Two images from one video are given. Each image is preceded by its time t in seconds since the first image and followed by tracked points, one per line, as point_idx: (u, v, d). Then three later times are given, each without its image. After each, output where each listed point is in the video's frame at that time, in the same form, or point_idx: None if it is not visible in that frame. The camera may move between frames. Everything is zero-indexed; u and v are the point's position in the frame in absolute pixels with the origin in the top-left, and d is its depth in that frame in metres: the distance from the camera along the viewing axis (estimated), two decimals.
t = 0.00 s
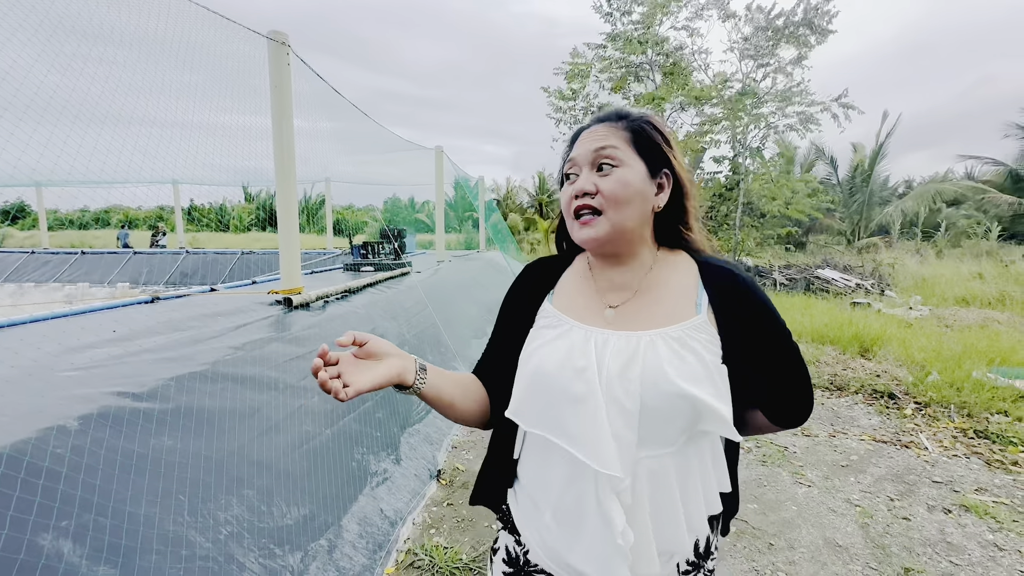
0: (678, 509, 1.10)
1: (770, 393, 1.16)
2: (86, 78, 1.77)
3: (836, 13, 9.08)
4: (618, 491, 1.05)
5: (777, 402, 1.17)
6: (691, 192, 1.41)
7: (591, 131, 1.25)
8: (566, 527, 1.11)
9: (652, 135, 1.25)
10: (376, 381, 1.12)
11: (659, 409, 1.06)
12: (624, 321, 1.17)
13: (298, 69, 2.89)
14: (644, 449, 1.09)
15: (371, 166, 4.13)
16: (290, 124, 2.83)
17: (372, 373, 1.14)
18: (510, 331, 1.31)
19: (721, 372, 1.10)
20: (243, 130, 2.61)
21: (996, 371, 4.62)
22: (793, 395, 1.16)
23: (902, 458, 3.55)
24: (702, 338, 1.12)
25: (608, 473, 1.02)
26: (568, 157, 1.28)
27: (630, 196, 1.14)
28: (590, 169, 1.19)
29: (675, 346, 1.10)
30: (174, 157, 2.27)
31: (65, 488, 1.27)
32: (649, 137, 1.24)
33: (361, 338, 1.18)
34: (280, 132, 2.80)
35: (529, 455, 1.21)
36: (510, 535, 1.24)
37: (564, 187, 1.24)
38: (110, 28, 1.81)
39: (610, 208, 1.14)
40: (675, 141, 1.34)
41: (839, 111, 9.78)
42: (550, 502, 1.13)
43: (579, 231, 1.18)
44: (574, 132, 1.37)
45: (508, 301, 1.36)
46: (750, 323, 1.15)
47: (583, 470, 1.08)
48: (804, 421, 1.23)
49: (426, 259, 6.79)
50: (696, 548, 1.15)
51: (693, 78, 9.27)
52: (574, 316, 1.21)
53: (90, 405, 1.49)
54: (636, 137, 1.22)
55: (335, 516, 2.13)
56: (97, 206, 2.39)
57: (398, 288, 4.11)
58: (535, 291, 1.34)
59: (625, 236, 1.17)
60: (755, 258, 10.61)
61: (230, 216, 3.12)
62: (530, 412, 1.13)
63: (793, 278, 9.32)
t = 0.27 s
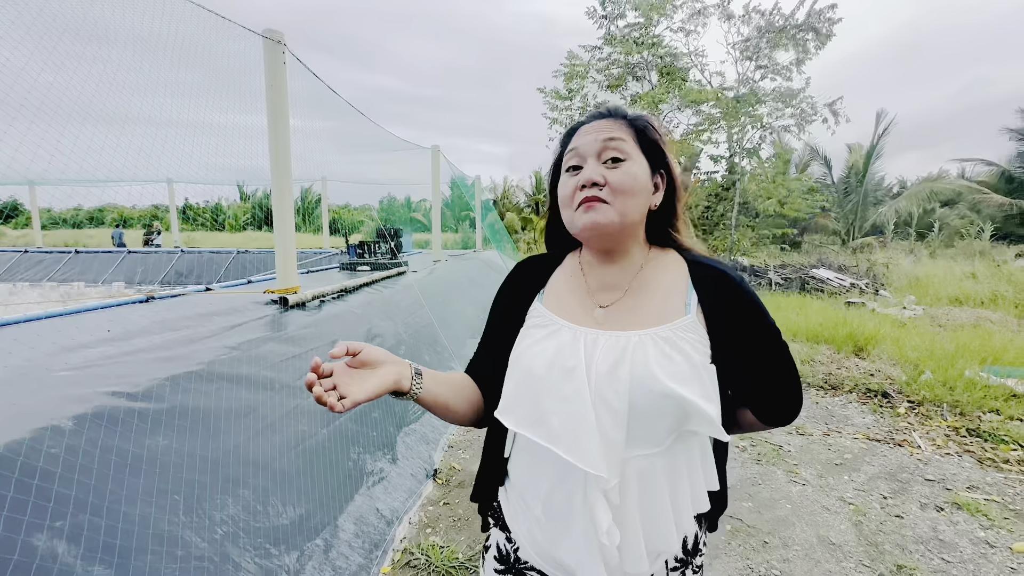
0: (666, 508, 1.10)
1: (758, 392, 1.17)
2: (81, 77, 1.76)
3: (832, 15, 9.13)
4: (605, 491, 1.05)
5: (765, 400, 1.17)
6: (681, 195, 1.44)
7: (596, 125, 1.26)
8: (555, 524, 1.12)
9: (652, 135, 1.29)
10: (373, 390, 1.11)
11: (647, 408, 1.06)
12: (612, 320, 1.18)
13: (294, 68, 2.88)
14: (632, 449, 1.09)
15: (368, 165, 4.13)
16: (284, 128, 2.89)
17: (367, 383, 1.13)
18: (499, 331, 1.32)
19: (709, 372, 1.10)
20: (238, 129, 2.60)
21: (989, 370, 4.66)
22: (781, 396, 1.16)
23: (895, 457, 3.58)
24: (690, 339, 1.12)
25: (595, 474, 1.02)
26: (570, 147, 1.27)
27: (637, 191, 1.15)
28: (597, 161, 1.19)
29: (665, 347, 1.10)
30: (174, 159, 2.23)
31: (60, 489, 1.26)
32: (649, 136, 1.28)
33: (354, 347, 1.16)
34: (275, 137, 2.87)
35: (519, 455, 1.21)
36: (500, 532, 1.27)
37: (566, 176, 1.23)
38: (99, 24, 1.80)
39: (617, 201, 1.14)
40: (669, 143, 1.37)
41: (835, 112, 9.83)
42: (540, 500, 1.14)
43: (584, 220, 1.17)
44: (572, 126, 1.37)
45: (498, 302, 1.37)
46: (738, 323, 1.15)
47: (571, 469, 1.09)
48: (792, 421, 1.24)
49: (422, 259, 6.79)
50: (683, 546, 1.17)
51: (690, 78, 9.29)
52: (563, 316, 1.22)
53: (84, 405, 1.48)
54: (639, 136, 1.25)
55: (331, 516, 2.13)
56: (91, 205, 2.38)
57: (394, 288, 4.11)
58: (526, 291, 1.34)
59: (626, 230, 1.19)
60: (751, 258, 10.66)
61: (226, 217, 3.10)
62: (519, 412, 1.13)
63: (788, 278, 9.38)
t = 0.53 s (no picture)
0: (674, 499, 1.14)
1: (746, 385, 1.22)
2: (75, 74, 1.74)
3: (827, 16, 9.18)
4: (620, 489, 1.06)
5: (753, 389, 1.22)
6: (668, 195, 1.48)
7: (595, 125, 1.26)
8: (567, 526, 1.12)
9: (645, 137, 1.32)
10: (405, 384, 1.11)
11: (656, 405, 1.08)
12: (616, 319, 1.19)
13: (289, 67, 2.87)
14: (642, 444, 1.11)
15: (364, 165, 4.13)
16: (280, 127, 2.92)
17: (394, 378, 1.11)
18: (494, 331, 1.29)
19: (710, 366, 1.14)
20: (232, 128, 2.59)
21: (981, 369, 4.70)
22: (766, 387, 1.22)
23: (889, 455, 3.61)
24: (691, 335, 1.15)
25: (613, 473, 1.03)
26: (568, 147, 1.27)
27: (641, 194, 1.18)
28: (600, 163, 1.20)
29: (669, 344, 1.13)
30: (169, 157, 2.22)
31: (52, 489, 1.26)
32: (642, 139, 1.31)
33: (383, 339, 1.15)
34: (271, 136, 2.89)
35: (522, 459, 1.20)
36: (500, 537, 1.26)
37: (568, 177, 1.22)
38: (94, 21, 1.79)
39: (624, 204, 1.16)
40: (659, 144, 1.40)
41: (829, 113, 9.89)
42: (549, 503, 1.14)
43: (591, 222, 1.17)
44: (565, 125, 1.37)
45: (487, 306, 1.34)
46: (729, 317, 1.20)
47: (583, 469, 1.09)
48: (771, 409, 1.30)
49: (418, 258, 6.78)
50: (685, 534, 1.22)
51: (685, 79, 9.32)
52: (563, 317, 1.21)
53: (78, 405, 1.47)
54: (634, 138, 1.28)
55: (327, 515, 2.12)
56: (84, 204, 2.37)
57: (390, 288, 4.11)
58: (522, 290, 1.31)
59: (629, 234, 1.20)
60: (746, 258, 10.71)
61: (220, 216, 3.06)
62: (526, 416, 1.11)
63: (783, 278, 9.44)
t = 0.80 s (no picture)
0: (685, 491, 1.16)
1: (736, 376, 1.26)
2: (67, 71, 1.73)
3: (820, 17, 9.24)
4: (638, 486, 1.07)
5: (747, 371, 1.28)
6: (661, 194, 1.49)
7: (587, 127, 1.26)
8: (584, 527, 1.11)
9: (639, 138, 1.33)
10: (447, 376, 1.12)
11: (668, 400, 1.09)
12: (623, 316, 1.19)
13: (283, 65, 2.86)
14: (655, 441, 1.12)
15: (359, 164, 4.11)
16: (275, 124, 2.83)
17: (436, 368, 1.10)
18: (492, 333, 1.25)
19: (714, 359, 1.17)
20: (226, 126, 2.57)
21: (972, 367, 4.74)
22: (748, 377, 1.28)
23: (881, 453, 3.64)
24: (693, 329, 1.18)
25: (633, 469, 1.03)
26: (561, 149, 1.27)
27: (634, 196, 1.18)
28: (593, 165, 1.20)
29: (676, 339, 1.15)
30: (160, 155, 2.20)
31: (45, 490, 1.24)
32: (635, 140, 1.32)
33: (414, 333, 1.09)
34: (265, 133, 2.79)
35: (531, 464, 1.18)
36: (505, 544, 1.27)
37: (561, 179, 1.22)
38: (88, 17, 1.77)
39: (618, 205, 1.16)
40: (653, 144, 1.41)
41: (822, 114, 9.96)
42: (565, 505, 1.13)
43: (585, 224, 1.17)
44: (559, 127, 1.38)
45: (484, 302, 1.29)
46: (719, 312, 1.24)
47: (600, 468, 1.08)
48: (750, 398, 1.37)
49: (414, 257, 6.77)
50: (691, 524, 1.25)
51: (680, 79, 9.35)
52: (569, 316, 1.20)
53: (70, 404, 1.46)
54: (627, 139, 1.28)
55: (321, 515, 2.12)
56: (77, 202, 2.35)
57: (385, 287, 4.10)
58: (521, 291, 1.28)
59: (622, 235, 1.20)
60: (741, 258, 10.76)
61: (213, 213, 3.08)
62: (539, 418, 1.09)
63: (777, 277, 9.50)
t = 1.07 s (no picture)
0: (684, 491, 1.16)
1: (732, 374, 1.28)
2: (58, 68, 1.71)
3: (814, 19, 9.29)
4: (638, 486, 1.07)
5: (743, 367, 1.30)
6: (660, 194, 1.50)
7: (589, 125, 1.27)
8: (585, 528, 1.11)
9: (639, 137, 1.34)
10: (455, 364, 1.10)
11: (669, 399, 1.09)
12: (622, 315, 1.19)
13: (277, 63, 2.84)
14: (655, 440, 1.12)
15: (354, 163, 4.10)
16: (269, 124, 2.84)
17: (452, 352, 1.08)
18: (491, 332, 1.25)
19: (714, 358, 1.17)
20: (220, 125, 2.55)
21: (963, 366, 4.79)
22: (744, 375, 1.30)
23: (874, 452, 3.67)
24: (693, 328, 1.18)
25: (633, 469, 1.03)
26: (562, 147, 1.27)
27: (634, 192, 1.18)
28: (595, 161, 1.20)
29: (676, 338, 1.15)
30: (154, 152, 2.15)
31: (36, 491, 1.23)
32: (636, 139, 1.33)
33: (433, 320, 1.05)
34: (259, 133, 2.81)
35: (531, 463, 1.18)
36: (505, 542, 1.27)
37: (562, 175, 1.22)
38: (81, 14, 1.76)
39: (618, 201, 1.16)
40: (652, 144, 1.42)
41: (816, 115, 10.03)
42: (565, 505, 1.13)
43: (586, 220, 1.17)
44: (560, 126, 1.38)
45: (483, 301, 1.29)
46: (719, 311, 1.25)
47: (600, 468, 1.08)
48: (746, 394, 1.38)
49: (410, 257, 6.75)
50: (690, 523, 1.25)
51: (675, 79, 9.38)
52: (569, 314, 1.19)
53: (62, 404, 1.44)
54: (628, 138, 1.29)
55: (317, 515, 2.11)
56: (68, 201, 2.32)
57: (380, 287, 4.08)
58: (520, 291, 1.27)
59: (623, 232, 1.21)
60: (736, 258, 10.82)
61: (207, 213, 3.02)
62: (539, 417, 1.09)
63: (772, 277, 9.55)
